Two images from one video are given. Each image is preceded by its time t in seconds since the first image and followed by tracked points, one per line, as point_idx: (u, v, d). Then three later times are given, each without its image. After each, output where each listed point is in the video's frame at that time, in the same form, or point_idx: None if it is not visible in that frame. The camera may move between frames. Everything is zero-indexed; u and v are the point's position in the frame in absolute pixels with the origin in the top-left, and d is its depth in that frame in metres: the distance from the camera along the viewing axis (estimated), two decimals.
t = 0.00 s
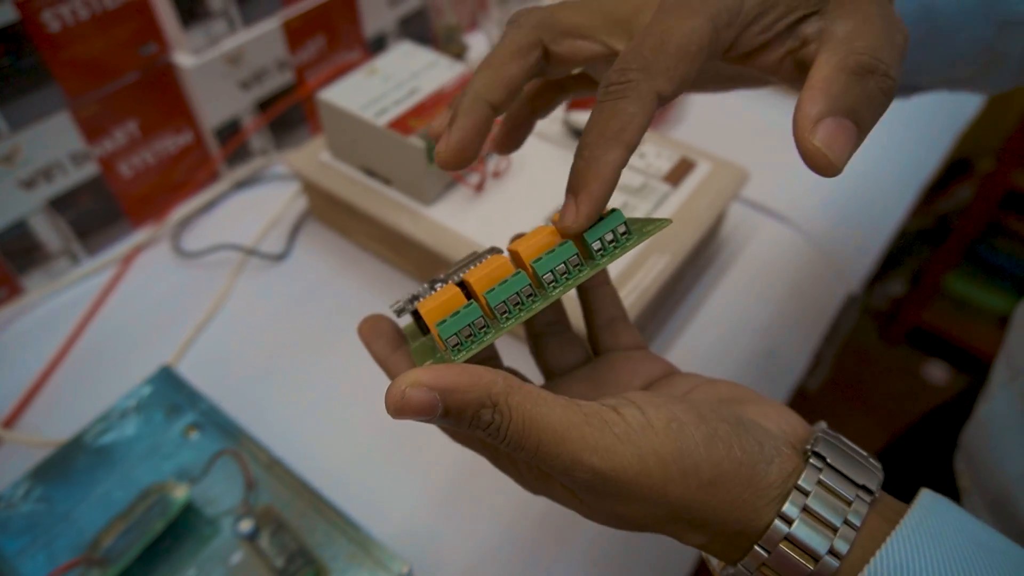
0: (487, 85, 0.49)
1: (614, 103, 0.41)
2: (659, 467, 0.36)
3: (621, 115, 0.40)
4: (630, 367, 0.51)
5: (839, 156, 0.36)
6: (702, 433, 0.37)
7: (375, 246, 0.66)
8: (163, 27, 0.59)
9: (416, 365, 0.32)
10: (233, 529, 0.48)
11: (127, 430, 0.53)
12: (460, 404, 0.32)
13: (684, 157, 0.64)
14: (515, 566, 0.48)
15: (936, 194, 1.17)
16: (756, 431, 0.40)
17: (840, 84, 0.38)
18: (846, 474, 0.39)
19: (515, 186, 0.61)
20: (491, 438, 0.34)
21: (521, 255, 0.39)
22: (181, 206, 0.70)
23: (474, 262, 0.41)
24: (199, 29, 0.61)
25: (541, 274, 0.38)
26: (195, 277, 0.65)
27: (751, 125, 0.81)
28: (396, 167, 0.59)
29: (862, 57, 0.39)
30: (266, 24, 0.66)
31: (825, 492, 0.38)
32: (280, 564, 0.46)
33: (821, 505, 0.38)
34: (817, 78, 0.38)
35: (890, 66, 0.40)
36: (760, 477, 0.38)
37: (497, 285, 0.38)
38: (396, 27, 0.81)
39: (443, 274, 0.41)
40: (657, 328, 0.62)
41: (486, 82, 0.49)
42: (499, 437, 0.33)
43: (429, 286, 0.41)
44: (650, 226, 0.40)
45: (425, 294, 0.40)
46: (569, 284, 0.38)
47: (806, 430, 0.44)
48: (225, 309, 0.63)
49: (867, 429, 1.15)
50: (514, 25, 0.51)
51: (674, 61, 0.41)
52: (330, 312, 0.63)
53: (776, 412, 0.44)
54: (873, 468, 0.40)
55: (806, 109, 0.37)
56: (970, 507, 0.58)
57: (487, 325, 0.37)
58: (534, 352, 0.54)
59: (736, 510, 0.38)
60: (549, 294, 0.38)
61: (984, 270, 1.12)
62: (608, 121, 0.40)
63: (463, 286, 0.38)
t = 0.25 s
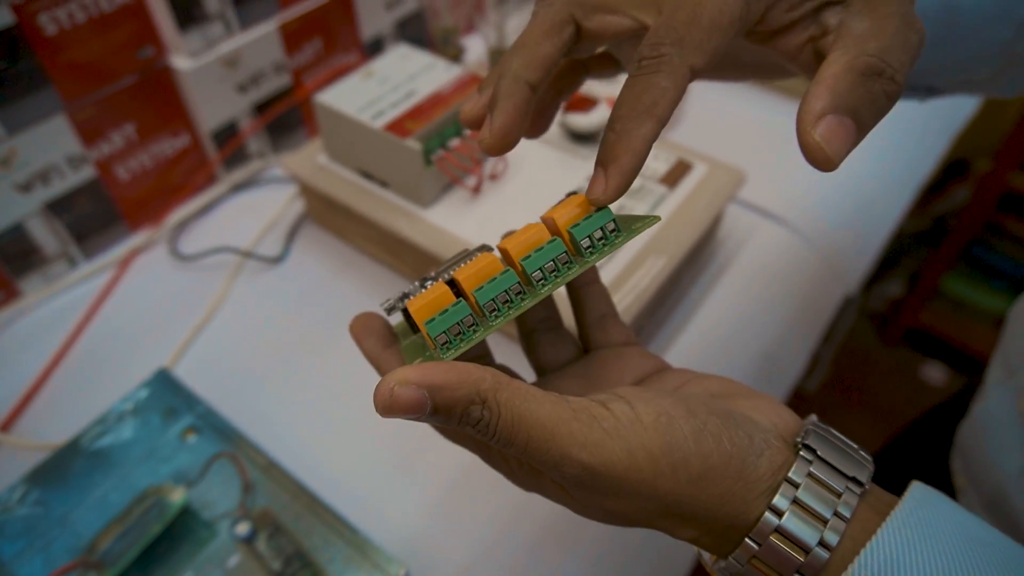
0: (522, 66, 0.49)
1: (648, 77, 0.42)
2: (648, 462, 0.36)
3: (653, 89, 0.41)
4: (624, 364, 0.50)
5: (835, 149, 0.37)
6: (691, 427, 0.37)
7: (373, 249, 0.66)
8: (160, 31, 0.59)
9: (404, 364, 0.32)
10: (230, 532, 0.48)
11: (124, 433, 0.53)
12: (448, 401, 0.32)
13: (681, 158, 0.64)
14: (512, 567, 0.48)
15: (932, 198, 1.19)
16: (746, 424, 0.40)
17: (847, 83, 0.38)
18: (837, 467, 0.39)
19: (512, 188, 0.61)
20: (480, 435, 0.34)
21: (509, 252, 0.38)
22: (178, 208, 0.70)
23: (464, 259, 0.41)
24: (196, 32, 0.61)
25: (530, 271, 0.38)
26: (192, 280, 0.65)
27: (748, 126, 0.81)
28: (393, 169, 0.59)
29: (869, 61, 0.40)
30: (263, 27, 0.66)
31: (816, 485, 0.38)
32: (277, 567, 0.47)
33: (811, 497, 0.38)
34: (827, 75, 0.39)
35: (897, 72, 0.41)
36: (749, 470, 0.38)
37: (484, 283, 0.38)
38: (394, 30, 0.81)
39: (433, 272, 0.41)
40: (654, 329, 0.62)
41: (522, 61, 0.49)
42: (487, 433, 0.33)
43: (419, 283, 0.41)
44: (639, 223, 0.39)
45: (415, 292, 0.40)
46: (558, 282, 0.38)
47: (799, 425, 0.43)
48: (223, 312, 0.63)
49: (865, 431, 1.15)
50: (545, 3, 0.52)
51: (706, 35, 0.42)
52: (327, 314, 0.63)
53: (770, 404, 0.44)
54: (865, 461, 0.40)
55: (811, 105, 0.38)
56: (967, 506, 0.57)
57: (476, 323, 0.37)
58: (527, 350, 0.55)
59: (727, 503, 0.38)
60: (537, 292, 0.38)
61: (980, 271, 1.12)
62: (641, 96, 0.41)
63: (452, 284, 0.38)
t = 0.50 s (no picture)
0: (461, 121, 0.50)
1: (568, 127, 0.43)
2: (673, 426, 0.36)
3: (570, 139, 0.42)
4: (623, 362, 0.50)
5: (825, 179, 0.36)
6: (717, 396, 0.38)
7: (371, 251, 0.66)
8: (157, 33, 0.59)
9: (443, 312, 0.33)
10: (228, 535, 0.48)
11: (122, 436, 0.53)
12: (485, 352, 0.32)
13: (679, 159, 0.64)
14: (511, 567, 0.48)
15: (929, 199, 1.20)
16: (770, 401, 0.40)
17: (826, 103, 0.39)
18: (858, 449, 0.38)
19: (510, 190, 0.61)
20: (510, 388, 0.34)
21: (549, 220, 0.40)
22: (176, 211, 0.70)
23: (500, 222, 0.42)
24: (193, 35, 0.61)
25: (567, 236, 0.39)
26: (190, 282, 0.65)
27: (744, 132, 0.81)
28: (391, 170, 0.59)
29: (843, 81, 0.40)
30: (260, 29, 0.66)
31: (834, 462, 0.38)
32: (275, 570, 0.46)
33: (830, 474, 0.38)
34: (802, 99, 0.39)
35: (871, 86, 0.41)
36: (772, 444, 0.38)
37: (524, 245, 0.39)
38: (391, 32, 0.81)
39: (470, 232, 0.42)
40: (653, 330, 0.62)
41: (460, 118, 0.50)
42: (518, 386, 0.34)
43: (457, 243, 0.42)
44: (674, 198, 0.40)
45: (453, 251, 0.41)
46: (594, 248, 0.39)
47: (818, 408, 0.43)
48: (220, 314, 0.63)
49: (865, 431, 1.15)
50: (491, 60, 0.52)
51: (630, 96, 0.45)
52: (325, 316, 0.63)
53: (792, 387, 0.44)
54: (882, 442, 0.39)
55: (793, 130, 0.37)
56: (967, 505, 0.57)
57: (513, 283, 0.38)
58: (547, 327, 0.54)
59: (748, 476, 0.38)
60: (573, 257, 0.39)
61: (978, 273, 1.13)
62: (559, 144, 0.42)
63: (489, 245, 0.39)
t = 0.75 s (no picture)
0: (473, 150, 0.47)
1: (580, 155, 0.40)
2: (670, 438, 0.36)
3: (582, 166, 0.38)
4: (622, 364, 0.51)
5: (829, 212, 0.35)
6: (715, 406, 0.38)
7: (369, 253, 0.66)
8: (154, 37, 0.59)
9: (438, 333, 0.34)
10: (226, 537, 0.48)
11: (120, 439, 0.53)
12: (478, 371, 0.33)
13: (676, 162, 0.64)
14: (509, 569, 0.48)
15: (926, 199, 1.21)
16: (769, 407, 0.40)
17: (821, 137, 0.37)
18: (855, 452, 0.38)
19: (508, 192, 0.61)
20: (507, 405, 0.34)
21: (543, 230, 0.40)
22: (174, 214, 0.70)
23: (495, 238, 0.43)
24: (191, 38, 0.61)
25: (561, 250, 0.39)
26: (188, 285, 0.65)
27: (739, 135, 0.81)
28: (389, 174, 0.59)
29: (837, 113, 0.39)
30: (258, 33, 0.66)
31: (832, 467, 0.38)
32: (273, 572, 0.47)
33: (827, 479, 0.38)
34: (796, 133, 0.38)
35: (865, 118, 0.39)
36: (769, 451, 0.38)
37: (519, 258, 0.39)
38: (389, 35, 0.81)
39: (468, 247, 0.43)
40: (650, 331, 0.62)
41: (470, 148, 0.47)
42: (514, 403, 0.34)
43: (454, 259, 0.42)
44: (667, 207, 0.40)
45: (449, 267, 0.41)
46: (588, 260, 0.39)
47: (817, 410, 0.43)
48: (219, 317, 0.63)
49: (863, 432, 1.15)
50: (497, 91, 0.49)
51: (642, 123, 0.40)
52: (323, 319, 0.63)
53: (793, 392, 0.44)
54: (879, 445, 0.40)
55: (790, 164, 0.36)
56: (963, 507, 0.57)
57: (509, 298, 0.39)
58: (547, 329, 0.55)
59: (747, 483, 0.38)
60: (568, 270, 0.39)
61: (977, 274, 1.13)
62: (569, 171, 0.38)
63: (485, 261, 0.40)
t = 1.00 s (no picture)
0: (570, 121, 0.48)
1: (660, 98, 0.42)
2: (658, 442, 0.36)
3: (665, 109, 0.41)
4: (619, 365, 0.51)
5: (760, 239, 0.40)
6: (702, 410, 0.37)
7: (366, 254, 0.66)
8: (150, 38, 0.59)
9: (418, 341, 0.33)
10: (223, 540, 0.48)
11: (116, 441, 0.53)
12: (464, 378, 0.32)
13: (672, 162, 0.64)
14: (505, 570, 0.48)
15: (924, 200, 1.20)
16: (756, 408, 0.40)
17: (788, 176, 0.42)
18: (847, 453, 0.38)
19: (504, 193, 0.61)
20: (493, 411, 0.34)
21: (526, 235, 0.39)
22: (171, 215, 0.70)
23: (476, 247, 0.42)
24: (187, 40, 0.61)
25: (546, 254, 0.38)
26: (184, 287, 0.65)
27: (737, 135, 0.81)
28: (385, 175, 0.59)
29: (808, 158, 0.43)
30: (255, 34, 0.66)
31: (824, 469, 0.38)
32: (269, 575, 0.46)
33: (819, 481, 0.37)
34: (771, 162, 0.42)
35: (824, 171, 0.45)
36: (759, 453, 0.38)
37: (502, 263, 0.38)
38: (386, 36, 0.81)
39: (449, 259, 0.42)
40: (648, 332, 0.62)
41: (567, 118, 0.49)
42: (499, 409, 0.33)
43: (435, 270, 0.41)
44: (652, 208, 0.40)
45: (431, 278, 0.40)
46: (573, 265, 0.39)
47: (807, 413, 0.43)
48: (215, 319, 0.63)
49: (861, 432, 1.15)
50: (580, 54, 0.52)
51: (721, 65, 0.43)
52: (320, 320, 0.63)
53: (781, 392, 0.44)
54: (873, 446, 0.39)
55: (752, 191, 0.41)
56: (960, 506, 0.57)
57: (494, 304, 0.38)
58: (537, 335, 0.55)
59: (736, 486, 0.38)
60: (552, 274, 0.39)
61: (973, 274, 1.13)
62: (654, 113, 0.41)
63: (468, 267, 0.39)
